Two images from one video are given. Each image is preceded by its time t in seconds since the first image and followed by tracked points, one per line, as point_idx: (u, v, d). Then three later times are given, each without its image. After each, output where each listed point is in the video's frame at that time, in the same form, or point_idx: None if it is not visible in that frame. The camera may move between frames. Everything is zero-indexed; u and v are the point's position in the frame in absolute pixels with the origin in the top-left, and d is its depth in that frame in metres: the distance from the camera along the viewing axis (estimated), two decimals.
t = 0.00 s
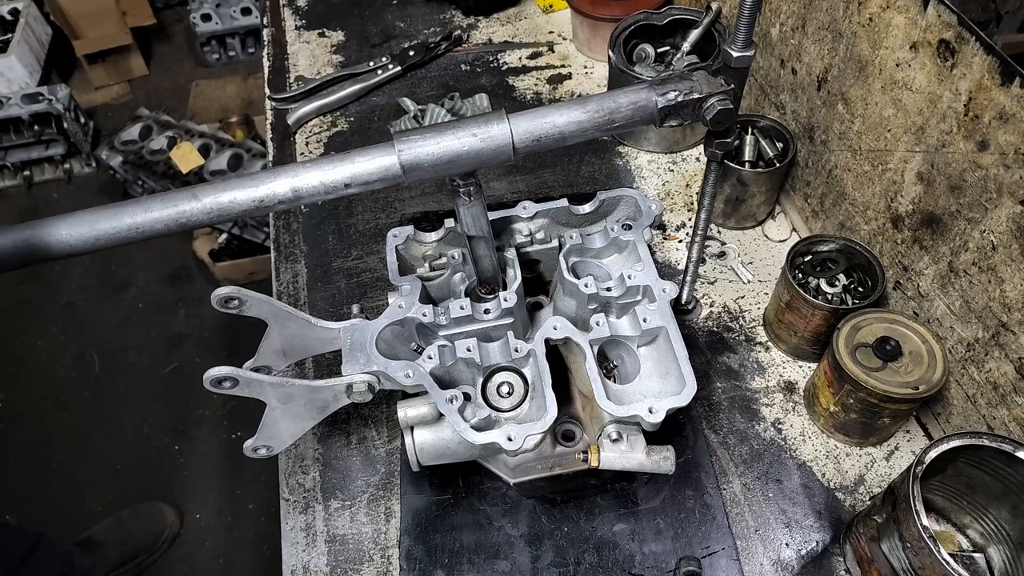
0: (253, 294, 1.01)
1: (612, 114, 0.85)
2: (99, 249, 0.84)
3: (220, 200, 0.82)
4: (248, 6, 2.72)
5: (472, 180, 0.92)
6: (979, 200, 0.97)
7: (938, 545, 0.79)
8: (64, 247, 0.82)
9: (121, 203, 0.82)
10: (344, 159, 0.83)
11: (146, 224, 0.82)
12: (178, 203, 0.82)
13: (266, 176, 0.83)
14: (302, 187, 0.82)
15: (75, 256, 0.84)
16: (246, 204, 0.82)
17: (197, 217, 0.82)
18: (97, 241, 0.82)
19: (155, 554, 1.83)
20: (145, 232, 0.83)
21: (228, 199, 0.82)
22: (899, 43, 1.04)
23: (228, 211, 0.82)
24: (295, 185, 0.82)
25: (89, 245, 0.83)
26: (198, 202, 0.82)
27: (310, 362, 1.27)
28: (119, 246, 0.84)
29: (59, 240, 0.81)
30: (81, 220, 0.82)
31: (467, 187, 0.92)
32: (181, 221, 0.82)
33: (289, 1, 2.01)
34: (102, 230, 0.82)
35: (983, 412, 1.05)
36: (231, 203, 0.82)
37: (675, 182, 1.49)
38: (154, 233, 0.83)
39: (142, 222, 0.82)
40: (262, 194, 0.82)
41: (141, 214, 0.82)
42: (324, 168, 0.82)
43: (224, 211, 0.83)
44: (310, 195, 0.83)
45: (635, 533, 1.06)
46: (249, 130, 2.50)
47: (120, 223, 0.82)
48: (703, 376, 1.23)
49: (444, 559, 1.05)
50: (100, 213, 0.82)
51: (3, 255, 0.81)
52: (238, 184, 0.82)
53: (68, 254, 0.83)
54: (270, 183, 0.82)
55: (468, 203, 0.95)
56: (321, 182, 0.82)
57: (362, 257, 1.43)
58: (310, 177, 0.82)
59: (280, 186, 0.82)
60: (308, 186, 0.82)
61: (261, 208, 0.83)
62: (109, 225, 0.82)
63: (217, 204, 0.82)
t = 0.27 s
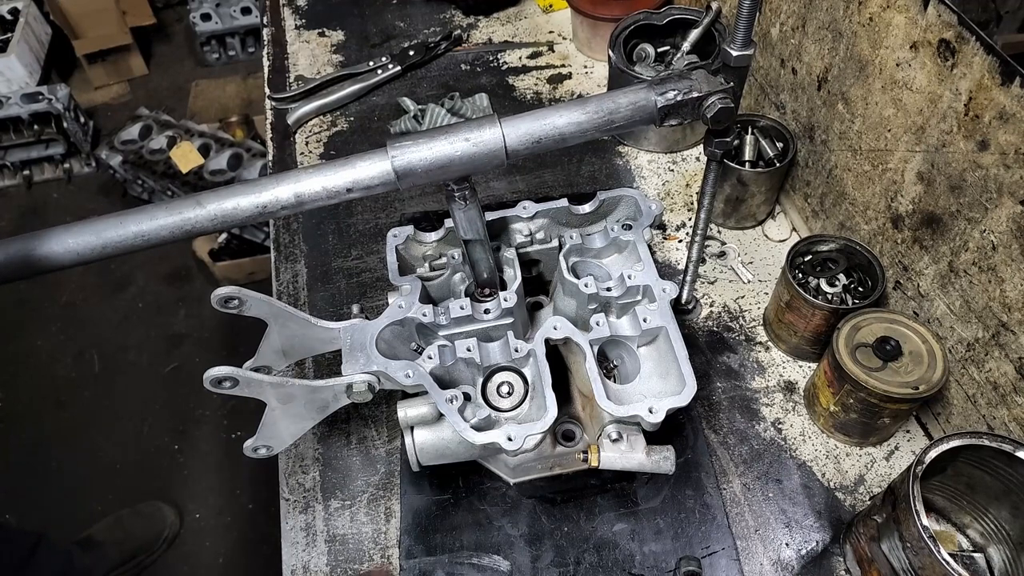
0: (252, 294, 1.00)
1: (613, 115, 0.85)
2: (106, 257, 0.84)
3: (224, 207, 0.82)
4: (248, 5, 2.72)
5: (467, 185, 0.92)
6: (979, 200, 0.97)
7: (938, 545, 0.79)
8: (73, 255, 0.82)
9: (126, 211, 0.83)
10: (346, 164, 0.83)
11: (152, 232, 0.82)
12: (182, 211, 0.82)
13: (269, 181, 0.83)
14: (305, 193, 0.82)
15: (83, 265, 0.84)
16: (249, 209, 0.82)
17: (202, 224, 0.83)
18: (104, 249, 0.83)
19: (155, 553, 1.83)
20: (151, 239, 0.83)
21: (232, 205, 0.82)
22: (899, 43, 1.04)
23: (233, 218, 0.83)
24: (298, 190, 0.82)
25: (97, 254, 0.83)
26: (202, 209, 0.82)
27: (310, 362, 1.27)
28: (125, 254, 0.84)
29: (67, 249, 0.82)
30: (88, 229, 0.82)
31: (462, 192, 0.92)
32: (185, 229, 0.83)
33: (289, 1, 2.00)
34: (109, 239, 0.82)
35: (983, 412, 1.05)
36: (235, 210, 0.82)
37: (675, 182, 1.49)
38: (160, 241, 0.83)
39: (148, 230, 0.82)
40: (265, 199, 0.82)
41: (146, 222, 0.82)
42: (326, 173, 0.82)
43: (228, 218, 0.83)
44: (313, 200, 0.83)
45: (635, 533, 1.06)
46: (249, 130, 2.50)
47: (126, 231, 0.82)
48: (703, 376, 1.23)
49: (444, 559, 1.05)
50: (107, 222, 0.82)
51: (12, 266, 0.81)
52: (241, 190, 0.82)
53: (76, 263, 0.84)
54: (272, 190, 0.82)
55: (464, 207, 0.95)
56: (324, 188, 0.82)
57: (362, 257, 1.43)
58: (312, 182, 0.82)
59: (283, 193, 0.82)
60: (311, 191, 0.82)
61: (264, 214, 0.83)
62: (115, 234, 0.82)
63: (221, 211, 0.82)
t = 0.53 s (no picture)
0: (252, 294, 1.00)
1: (613, 115, 0.85)
2: (107, 256, 0.84)
3: (224, 205, 0.82)
4: (248, 5, 2.72)
5: (467, 184, 0.92)
6: (979, 200, 0.97)
7: (938, 545, 0.79)
8: (74, 253, 0.82)
9: (126, 210, 0.83)
10: (346, 163, 0.83)
11: (153, 231, 0.82)
12: (183, 210, 0.82)
13: (269, 181, 0.83)
14: (305, 192, 0.82)
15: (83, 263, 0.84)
16: (249, 208, 0.82)
17: (202, 223, 0.83)
18: (104, 248, 0.83)
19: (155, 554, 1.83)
20: (152, 238, 0.83)
21: (232, 205, 0.82)
22: (899, 43, 1.04)
23: (233, 217, 0.83)
24: (298, 190, 0.82)
25: (98, 252, 0.83)
26: (202, 208, 0.82)
27: (310, 362, 1.27)
28: (125, 252, 0.84)
29: (68, 247, 0.82)
30: (89, 227, 0.82)
31: (462, 191, 0.92)
32: (185, 227, 0.83)
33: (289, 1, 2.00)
34: (109, 238, 0.82)
35: (983, 412, 1.05)
36: (235, 209, 0.82)
37: (675, 182, 1.49)
38: (161, 239, 0.83)
39: (148, 229, 0.82)
40: (265, 198, 0.82)
41: (147, 221, 0.82)
42: (326, 172, 0.82)
43: (229, 217, 0.83)
44: (313, 200, 0.83)
45: (635, 533, 1.06)
46: (249, 129, 2.50)
47: (127, 230, 0.82)
48: (703, 376, 1.23)
49: (444, 559, 1.05)
50: (107, 220, 0.82)
51: (12, 264, 0.81)
52: (242, 189, 0.82)
53: (76, 261, 0.84)
54: (273, 189, 0.82)
55: (464, 207, 0.95)
56: (324, 187, 0.82)
57: (362, 257, 1.43)
58: (313, 181, 0.82)
59: (283, 191, 0.82)
60: (311, 190, 0.82)
61: (264, 213, 0.83)
62: (116, 232, 0.82)
63: (222, 210, 0.82)
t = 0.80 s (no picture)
0: (252, 294, 1.00)
1: (613, 115, 0.85)
2: (107, 256, 0.84)
3: (224, 206, 0.82)
4: (248, 5, 2.72)
5: (467, 185, 0.92)
6: (979, 200, 0.97)
7: (938, 545, 0.79)
8: (75, 254, 0.82)
9: (127, 210, 0.83)
10: (346, 163, 0.83)
11: (153, 231, 0.82)
12: (183, 210, 0.82)
13: (269, 181, 0.83)
14: (305, 193, 0.82)
15: (84, 264, 0.84)
16: (250, 209, 0.82)
17: (202, 224, 0.83)
18: (104, 249, 0.83)
19: (155, 554, 1.83)
20: (152, 238, 0.83)
21: (232, 205, 0.82)
22: (899, 43, 1.04)
23: (234, 217, 0.83)
24: (298, 190, 0.82)
25: (99, 253, 0.83)
26: (202, 208, 0.82)
27: (310, 362, 1.27)
28: (125, 253, 0.84)
29: (68, 248, 0.82)
30: (89, 227, 0.82)
31: (462, 192, 0.92)
32: (186, 228, 0.83)
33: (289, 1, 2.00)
34: (109, 238, 0.82)
35: (983, 412, 1.05)
36: (234, 209, 0.82)
37: (675, 182, 1.49)
38: (161, 240, 0.83)
39: (149, 229, 0.82)
40: (265, 199, 0.82)
41: (147, 221, 0.82)
42: (326, 172, 0.82)
43: (229, 217, 0.83)
44: (314, 200, 0.83)
45: (635, 533, 1.06)
46: (249, 130, 2.50)
47: (127, 230, 0.82)
48: (703, 376, 1.23)
49: (444, 559, 1.05)
50: (108, 221, 0.82)
51: (12, 264, 0.81)
52: (242, 189, 0.82)
53: (77, 261, 0.84)
54: (273, 189, 0.82)
55: (464, 207, 0.95)
56: (324, 187, 0.82)
57: (362, 257, 1.43)
58: (313, 181, 0.82)
59: (283, 191, 0.82)
60: (312, 191, 0.82)
61: (264, 213, 0.83)
62: (116, 233, 0.82)
63: (222, 210, 0.82)
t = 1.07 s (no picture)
0: (252, 294, 1.00)
1: (613, 115, 0.85)
2: (108, 258, 0.84)
3: (224, 207, 0.82)
4: (248, 5, 2.72)
5: (467, 185, 0.92)
6: (979, 201, 0.97)
7: (938, 545, 0.79)
8: (76, 255, 0.82)
9: (128, 212, 0.83)
10: (346, 164, 0.83)
11: (154, 233, 0.82)
12: (184, 212, 0.82)
13: (270, 182, 0.83)
14: (306, 194, 0.82)
15: (84, 267, 0.84)
16: (250, 210, 0.82)
17: (203, 225, 0.83)
18: (104, 250, 0.83)
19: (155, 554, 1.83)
20: (152, 240, 0.83)
21: (233, 206, 0.82)
22: (899, 43, 1.04)
23: (234, 218, 0.83)
24: (299, 191, 0.82)
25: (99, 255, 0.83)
26: (203, 209, 0.82)
27: (310, 362, 1.27)
28: (126, 255, 0.84)
29: (69, 250, 0.82)
30: (90, 229, 0.82)
31: (462, 192, 0.92)
32: (186, 229, 0.83)
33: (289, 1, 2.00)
34: (110, 240, 0.82)
35: (983, 412, 1.05)
36: (235, 210, 0.82)
37: (675, 182, 1.49)
38: (162, 242, 0.83)
39: (150, 231, 0.82)
40: (265, 200, 0.82)
41: (148, 223, 0.82)
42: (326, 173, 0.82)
43: (229, 218, 0.83)
44: (314, 201, 0.83)
45: (635, 533, 1.06)
46: (249, 130, 2.50)
47: (128, 232, 0.82)
48: (703, 376, 1.23)
49: (444, 559, 1.05)
50: (109, 223, 0.82)
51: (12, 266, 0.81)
52: (243, 191, 0.82)
53: (77, 264, 0.83)
54: (273, 190, 0.82)
55: (464, 208, 0.95)
56: (324, 188, 0.82)
57: (362, 257, 1.43)
58: (314, 183, 0.82)
59: (283, 192, 0.82)
60: (312, 192, 0.82)
61: (264, 215, 0.83)
62: (117, 234, 0.82)
63: (223, 211, 0.82)
